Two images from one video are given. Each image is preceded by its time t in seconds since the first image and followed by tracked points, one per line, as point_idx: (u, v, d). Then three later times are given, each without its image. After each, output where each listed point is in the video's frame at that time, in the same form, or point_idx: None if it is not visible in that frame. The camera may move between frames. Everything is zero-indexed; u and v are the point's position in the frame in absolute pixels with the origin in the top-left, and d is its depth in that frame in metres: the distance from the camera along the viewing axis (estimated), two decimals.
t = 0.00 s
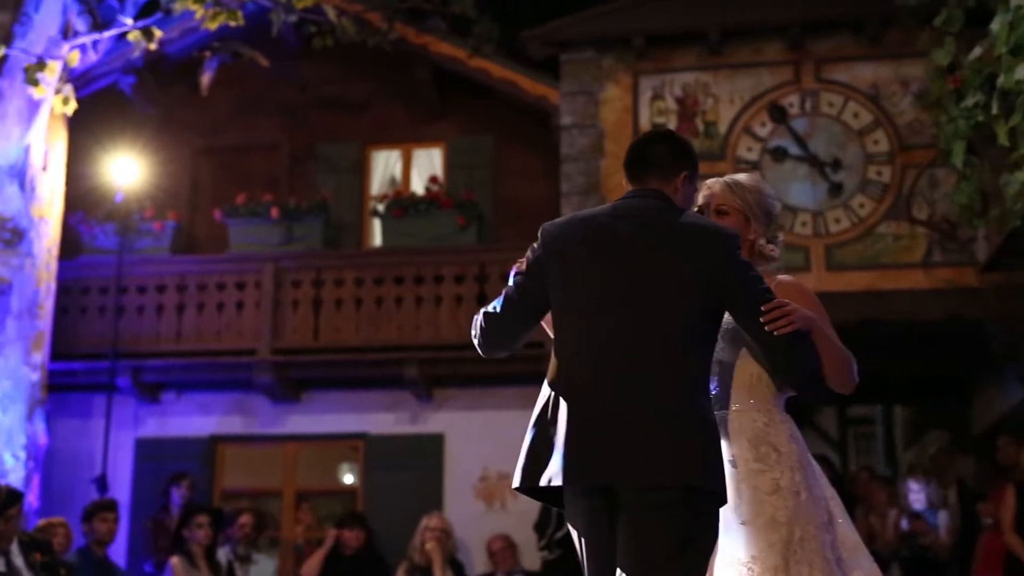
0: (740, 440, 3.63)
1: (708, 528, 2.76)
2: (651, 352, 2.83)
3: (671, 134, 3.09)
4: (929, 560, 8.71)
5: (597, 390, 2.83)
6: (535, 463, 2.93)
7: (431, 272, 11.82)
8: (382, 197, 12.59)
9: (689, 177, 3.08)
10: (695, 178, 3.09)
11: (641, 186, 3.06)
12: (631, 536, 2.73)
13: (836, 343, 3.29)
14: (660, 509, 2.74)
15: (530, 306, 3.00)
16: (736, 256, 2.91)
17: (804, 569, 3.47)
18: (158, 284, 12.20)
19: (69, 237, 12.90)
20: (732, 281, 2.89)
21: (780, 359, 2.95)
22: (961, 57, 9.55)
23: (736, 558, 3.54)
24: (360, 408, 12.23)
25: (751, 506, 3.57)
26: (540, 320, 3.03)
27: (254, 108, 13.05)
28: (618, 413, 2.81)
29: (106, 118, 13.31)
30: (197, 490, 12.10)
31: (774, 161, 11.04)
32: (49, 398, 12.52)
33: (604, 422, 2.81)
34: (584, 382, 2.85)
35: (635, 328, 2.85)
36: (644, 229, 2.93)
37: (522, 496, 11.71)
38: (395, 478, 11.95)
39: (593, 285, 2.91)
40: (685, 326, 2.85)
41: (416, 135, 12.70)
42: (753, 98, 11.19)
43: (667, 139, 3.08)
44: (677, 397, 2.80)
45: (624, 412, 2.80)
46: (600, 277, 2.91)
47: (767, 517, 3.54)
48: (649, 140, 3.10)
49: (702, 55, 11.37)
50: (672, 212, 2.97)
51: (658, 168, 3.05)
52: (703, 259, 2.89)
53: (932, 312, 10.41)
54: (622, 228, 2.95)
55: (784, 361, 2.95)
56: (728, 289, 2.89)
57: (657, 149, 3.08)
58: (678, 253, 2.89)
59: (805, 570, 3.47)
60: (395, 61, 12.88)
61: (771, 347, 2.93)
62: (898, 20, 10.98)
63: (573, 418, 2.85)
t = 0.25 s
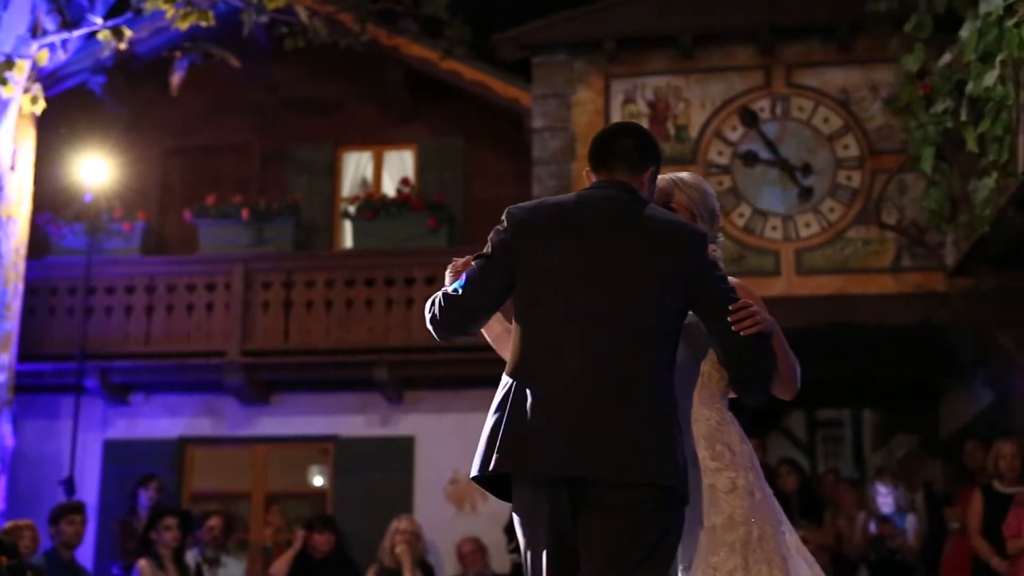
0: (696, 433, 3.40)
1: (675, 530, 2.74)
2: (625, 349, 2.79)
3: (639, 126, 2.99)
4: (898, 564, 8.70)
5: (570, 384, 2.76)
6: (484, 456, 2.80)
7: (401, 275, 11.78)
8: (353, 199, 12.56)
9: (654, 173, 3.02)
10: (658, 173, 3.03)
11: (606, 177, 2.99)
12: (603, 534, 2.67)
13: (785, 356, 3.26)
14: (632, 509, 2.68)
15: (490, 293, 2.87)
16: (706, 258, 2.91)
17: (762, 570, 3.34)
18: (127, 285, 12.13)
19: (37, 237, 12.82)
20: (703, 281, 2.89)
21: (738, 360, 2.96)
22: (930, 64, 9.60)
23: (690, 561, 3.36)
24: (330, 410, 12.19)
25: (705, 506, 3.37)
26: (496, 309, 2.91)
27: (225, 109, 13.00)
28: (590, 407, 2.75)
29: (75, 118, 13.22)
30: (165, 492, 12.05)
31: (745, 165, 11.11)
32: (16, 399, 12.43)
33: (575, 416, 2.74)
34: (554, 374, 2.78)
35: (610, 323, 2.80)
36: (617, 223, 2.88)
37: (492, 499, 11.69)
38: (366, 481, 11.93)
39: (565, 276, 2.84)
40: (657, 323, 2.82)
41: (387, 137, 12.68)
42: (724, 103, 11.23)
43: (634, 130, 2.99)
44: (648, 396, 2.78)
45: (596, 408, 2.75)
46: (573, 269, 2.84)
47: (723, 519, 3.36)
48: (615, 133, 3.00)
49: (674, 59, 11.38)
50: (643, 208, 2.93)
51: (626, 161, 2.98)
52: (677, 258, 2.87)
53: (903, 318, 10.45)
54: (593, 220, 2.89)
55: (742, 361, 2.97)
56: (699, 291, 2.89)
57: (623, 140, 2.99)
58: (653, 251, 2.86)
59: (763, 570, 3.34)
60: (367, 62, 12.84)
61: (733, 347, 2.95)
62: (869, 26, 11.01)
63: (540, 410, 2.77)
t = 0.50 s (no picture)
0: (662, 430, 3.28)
1: (650, 532, 2.71)
2: (604, 346, 2.74)
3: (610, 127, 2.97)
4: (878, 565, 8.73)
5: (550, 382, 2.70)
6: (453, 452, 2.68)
7: (383, 275, 11.76)
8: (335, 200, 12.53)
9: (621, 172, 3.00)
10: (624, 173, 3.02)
11: (576, 175, 2.95)
12: (583, 534, 2.61)
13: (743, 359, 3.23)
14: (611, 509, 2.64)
15: (461, 287, 2.80)
16: (677, 261, 2.91)
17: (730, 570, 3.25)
18: (107, 285, 12.09)
19: (16, 236, 12.74)
20: (674, 283, 2.89)
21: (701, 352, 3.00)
22: (912, 67, 9.64)
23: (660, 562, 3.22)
24: (311, 411, 12.16)
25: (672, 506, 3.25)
26: (464, 305, 2.84)
27: (206, 108, 12.96)
28: (569, 405, 2.69)
29: (55, 116, 13.14)
30: (146, 492, 12.01)
31: (727, 167, 11.15)
32: None
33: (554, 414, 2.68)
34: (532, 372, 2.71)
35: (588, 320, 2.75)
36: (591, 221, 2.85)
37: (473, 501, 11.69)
38: (347, 482, 11.91)
39: (543, 272, 2.78)
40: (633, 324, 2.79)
41: (369, 137, 12.66)
42: (706, 105, 11.25)
43: (605, 130, 2.97)
44: (627, 396, 2.74)
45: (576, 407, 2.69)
46: (552, 265, 2.79)
47: (691, 519, 3.25)
48: (584, 133, 2.97)
49: (656, 61, 11.40)
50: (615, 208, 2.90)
51: (596, 160, 2.96)
52: (651, 259, 2.85)
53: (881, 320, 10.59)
54: (569, 215, 2.84)
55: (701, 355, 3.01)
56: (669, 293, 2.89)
57: (593, 140, 2.96)
58: (630, 250, 2.84)
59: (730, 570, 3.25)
60: (350, 62, 12.83)
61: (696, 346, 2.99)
62: (850, 29, 11.05)
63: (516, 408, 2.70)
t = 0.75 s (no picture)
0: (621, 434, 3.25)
1: (618, 538, 2.64)
2: (570, 345, 2.68)
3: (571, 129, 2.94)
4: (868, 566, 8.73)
5: (516, 383, 2.62)
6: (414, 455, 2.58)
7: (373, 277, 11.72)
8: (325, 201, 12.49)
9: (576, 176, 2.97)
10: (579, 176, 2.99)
11: (537, 176, 2.91)
12: (554, 537, 2.53)
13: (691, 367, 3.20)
14: (577, 514, 2.57)
15: (421, 287, 2.70)
16: (637, 264, 2.86)
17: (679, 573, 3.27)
18: (97, 285, 12.05)
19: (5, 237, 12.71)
20: (634, 288, 2.84)
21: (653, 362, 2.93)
22: (902, 70, 9.65)
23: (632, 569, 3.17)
24: (300, 412, 12.14)
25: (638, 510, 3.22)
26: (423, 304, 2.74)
27: (196, 109, 12.93)
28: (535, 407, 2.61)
29: (44, 116, 13.11)
30: (134, 493, 11.98)
31: (717, 169, 11.17)
32: None
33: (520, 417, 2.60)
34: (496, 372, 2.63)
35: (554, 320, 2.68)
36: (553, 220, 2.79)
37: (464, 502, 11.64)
38: (336, 483, 11.88)
39: (507, 270, 2.70)
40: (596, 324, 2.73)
41: (360, 138, 12.64)
42: (697, 107, 11.26)
43: (565, 133, 2.94)
44: (593, 399, 2.67)
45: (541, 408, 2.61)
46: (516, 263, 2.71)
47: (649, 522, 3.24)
48: (543, 131, 2.94)
49: (647, 63, 11.40)
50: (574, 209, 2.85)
51: (555, 162, 2.92)
52: (614, 260, 2.80)
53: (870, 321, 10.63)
54: (534, 211, 2.78)
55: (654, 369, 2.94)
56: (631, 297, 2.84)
57: (552, 141, 2.93)
58: (594, 250, 2.78)
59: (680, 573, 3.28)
60: (340, 63, 12.81)
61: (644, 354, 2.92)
62: (841, 31, 11.05)
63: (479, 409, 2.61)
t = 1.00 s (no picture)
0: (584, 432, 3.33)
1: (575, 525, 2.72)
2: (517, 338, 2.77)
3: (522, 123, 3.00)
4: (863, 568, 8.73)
5: (468, 377, 2.71)
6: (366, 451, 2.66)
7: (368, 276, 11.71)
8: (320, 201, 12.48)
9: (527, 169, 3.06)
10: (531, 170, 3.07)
11: (488, 173, 2.99)
12: (507, 527, 2.62)
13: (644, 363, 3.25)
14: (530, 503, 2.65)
15: (374, 286, 2.80)
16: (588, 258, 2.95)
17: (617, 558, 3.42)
18: (91, 285, 12.04)
19: None
20: (584, 281, 2.93)
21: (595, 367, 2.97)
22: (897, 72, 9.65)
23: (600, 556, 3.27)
24: (295, 412, 12.11)
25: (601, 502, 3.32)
26: (376, 302, 2.83)
27: (189, 109, 12.91)
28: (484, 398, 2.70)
29: (37, 118, 13.09)
30: (128, 493, 11.96)
31: (712, 170, 11.17)
32: None
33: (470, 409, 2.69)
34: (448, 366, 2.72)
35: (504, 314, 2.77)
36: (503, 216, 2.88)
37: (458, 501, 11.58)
38: (330, 483, 11.86)
39: (456, 268, 2.79)
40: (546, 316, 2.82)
41: (354, 138, 12.60)
42: (691, 108, 11.26)
43: (515, 125, 3.00)
44: (544, 389, 2.76)
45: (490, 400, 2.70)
46: (466, 260, 2.80)
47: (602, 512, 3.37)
48: (490, 128, 3.01)
49: (641, 64, 11.40)
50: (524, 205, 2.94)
51: (506, 157, 3.00)
52: (562, 255, 2.89)
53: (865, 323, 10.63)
54: (482, 209, 2.87)
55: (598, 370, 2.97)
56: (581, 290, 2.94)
57: (502, 135, 3.01)
58: (543, 246, 2.87)
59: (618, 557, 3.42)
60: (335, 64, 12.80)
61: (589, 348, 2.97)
62: (835, 33, 11.07)
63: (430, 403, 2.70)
